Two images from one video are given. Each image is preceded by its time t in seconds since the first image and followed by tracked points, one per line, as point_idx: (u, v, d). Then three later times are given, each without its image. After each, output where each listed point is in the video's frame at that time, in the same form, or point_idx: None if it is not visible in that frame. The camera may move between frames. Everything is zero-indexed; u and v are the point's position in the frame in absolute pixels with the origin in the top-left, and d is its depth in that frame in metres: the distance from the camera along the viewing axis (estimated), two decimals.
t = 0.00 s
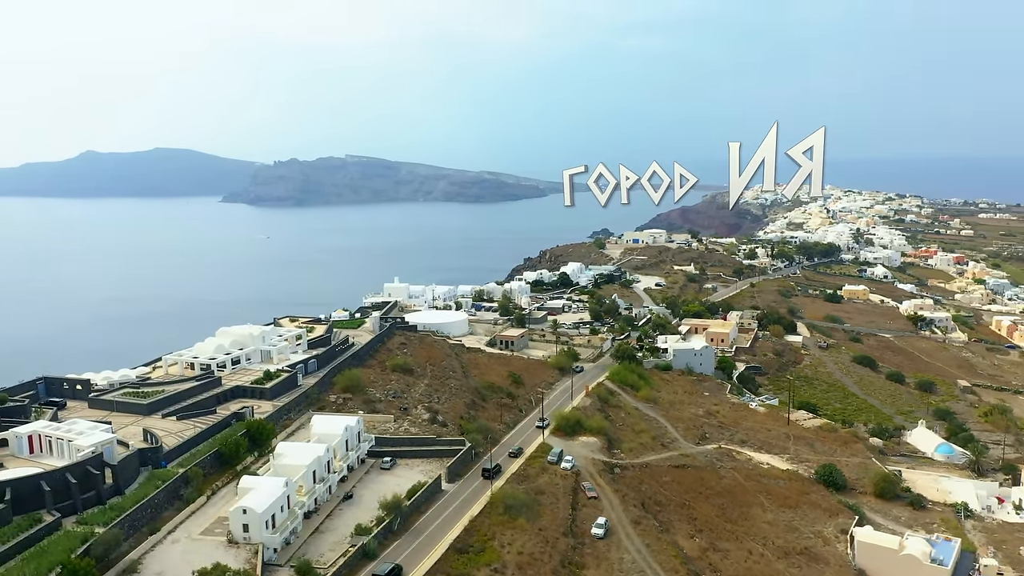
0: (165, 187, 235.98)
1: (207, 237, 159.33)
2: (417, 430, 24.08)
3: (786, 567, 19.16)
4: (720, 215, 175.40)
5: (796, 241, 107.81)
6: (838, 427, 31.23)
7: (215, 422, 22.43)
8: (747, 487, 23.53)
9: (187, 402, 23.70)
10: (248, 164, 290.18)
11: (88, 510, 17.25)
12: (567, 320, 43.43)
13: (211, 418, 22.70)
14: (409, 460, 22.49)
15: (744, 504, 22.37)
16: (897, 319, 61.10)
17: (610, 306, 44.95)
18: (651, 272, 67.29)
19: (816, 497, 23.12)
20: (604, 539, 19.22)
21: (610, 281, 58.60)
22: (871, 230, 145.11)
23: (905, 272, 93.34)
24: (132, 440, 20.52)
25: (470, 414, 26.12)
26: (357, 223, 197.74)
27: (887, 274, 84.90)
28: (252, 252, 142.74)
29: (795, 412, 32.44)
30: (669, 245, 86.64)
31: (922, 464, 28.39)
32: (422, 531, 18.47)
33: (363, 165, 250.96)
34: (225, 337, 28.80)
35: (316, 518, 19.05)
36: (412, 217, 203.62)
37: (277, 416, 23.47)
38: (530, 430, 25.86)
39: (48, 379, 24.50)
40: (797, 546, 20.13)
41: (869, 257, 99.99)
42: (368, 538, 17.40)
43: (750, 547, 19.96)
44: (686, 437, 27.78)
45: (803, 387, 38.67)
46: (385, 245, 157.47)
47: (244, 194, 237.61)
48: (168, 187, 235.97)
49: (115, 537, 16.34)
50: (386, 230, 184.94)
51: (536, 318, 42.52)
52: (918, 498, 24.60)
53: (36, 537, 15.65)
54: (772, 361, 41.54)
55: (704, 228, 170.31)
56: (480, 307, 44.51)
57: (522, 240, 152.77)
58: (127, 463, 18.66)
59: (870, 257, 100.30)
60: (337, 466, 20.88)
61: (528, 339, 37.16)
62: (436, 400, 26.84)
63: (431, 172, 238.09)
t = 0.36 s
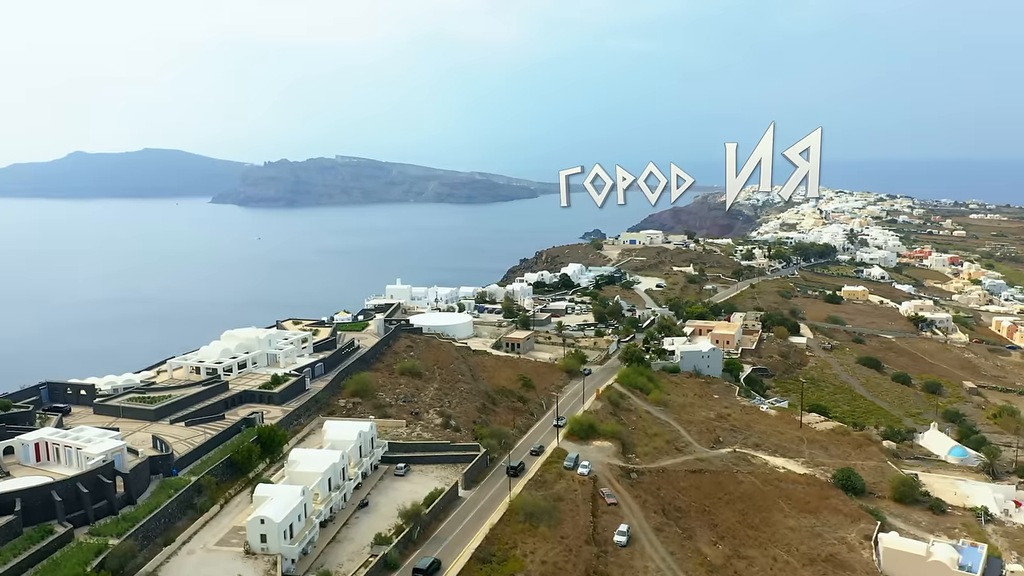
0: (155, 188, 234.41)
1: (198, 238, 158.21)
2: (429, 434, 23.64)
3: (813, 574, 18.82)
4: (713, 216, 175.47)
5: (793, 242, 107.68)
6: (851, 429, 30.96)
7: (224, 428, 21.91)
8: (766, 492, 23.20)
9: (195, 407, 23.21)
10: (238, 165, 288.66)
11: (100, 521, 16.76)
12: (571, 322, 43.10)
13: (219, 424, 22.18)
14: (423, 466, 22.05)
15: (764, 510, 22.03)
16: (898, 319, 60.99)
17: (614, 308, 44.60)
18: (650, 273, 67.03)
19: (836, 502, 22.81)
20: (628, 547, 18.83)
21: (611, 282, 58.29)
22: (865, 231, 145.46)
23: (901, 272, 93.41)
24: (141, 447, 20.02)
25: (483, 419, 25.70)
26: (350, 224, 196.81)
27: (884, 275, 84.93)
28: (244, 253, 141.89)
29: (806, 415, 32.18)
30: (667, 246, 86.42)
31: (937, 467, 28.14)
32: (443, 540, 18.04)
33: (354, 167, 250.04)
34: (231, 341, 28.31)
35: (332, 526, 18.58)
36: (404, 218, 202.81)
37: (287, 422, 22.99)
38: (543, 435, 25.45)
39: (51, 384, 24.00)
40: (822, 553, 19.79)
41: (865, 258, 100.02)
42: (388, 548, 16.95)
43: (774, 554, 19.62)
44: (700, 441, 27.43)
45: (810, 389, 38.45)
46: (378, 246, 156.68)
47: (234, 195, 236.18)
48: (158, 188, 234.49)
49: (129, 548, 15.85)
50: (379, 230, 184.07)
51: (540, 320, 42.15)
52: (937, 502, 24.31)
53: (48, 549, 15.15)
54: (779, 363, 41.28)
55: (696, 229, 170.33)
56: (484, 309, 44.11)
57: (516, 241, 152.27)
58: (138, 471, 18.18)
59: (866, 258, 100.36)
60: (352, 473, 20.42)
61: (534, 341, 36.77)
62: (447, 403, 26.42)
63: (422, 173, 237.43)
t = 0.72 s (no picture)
0: (143, 188, 232.49)
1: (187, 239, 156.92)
2: (443, 440, 23.18)
3: None
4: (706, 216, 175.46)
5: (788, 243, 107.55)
6: (863, 432, 30.69)
7: (235, 435, 21.37)
8: (786, 497, 22.86)
9: (203, 413, 22.67)
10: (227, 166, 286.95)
11: (113, 532, 16.23)
12: (576, 324, 42.71)
13: (229, 431, 21.65)
14: (438, 472, 21.59)
15: (785, 516, 21.69)
16: (898, 320, 60.89)
17: (618, 310, 44.23)
18: (650, 275, 66.69)
19: (857, 507, 22.48)
20: (652, 555, 18.44)
21: (611, 283, 57.95)
22: (858, 231, 145.81)
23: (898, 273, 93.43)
24: (151, 455, 19.48)
25: (495, 424, 25.26)
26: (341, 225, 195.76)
27: (881, 275, 84.96)
28: (235, 254, 140.79)
29: (817, 418, 31.90)
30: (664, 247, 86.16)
31: (952, 470, 27.88)
32: (465, 549, 17.58)
33: (344, 168, 249.01)
34: (236, 345, 27.77)
35: (350, 535, 18.09)
36: (396, 219, 201.97)
37: (298, 427, 22.50)
38: (557, 440, 25.01)
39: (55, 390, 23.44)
40: (847, 559, 19.46)
41: (861, 258, 100.04)
42: (410, 559, 16.48)
43: (799, 561, 19.27)
44: (714, 445, 27.07)
45: (818, 391, 38.19)
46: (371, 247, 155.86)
47: (223, 195, 234.51)
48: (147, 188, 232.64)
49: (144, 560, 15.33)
50: (370, 231, 183.09)
51: (544, 322, 41.75)
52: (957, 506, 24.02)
53: (62, 561, 14.63)
54: (785, 365, 41.03)
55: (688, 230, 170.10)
56: (487, 311, 43.67)
57: (509, 242, 151.74)
58: (150, 480, 17.65)
59: (862, 258, 100.34)
60: (367, 481, 19.94)
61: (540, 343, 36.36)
62: (458, 408, 25.97)
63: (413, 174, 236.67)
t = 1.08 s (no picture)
0: (124, 188, 229.71)
1: (169, 241, 155.07)
2: (450, 446, 22.70)
3: None
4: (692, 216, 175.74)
5: (776, 243, 107.77)
6: (868, 434, 30.53)
7: (238, 442, 20.79)
8: (798, 501, 22.57)
9: (204, 419, 22.08)
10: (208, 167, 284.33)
11: (118, 545, 15.65)
12: (573, 325, 42.35)
13: (231, 438, 21.05)
14: (447, 479, 21.12)
15: (800, 521, 21.42)
16: (890, 320, 61.01)
17: (615, 312, 43.89)
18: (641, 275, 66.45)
19: (870, 511, 22.23)
20: (670, 563, 18.07)
21: (605, 284, 57.64)
22: (844, 231, 146.60)
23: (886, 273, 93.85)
24: (152, 464, 18.86)
25: (502, 429, 24.83)
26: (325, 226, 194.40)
27: (870, 275, 85.31)
28: (218, 256, 139.30)
29: (821, 420, 31.69)
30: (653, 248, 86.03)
31: (958, 472, 27.76)
32: (481, 559, 17.15)
33: (327, 169, 247.43)
34: (234, 349, 27.17)
35: (361, 544, 17.60)
36: (381, 220, 200.87)
37: (302, 434, 21.95)
38: (565, 444, 24.61)
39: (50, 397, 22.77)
40: (865, 565, 19.20)
41: (848, 258, 100.45)
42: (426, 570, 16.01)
43: (818, 568, 18.99)
44: (721, 449, 26.77)
45: (817, 392, 38.05)
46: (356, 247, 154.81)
47: (203, 196, 232.15)
48: (127, 189, 229.86)
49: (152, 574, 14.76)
50: (354, 232, 181.81)
51: (542, 324, 41.36)
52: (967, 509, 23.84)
53: None
54: (784, 366, 40.89)
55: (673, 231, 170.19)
56: (483, 313, 43.21)
57: (495, 242, 151.21)
58: (155, 491, 17.06)
59: (850, 258, 100.73)
60: (377, 489, 19.45)
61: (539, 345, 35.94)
62: (463, 413, 25.52)
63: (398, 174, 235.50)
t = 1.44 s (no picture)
0: (99, 188, 226.25)
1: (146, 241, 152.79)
2: (454, 453, 22.21)
3: None
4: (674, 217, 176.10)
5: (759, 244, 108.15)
6: (868, 436, 30.41)
7: (238, 451, 20.16)
8: (807, 505, 22.33)
9: (202, 427, 21.44)
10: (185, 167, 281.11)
11: (121, 560, 15.04)
12: (567, 327, 41.96)
13: (231, 447, 20.43)
14: (453, 486, 20.64)
15: (811, 526, 21.18)
16: (877, 321, 61.22)
17: (609, 313, 43.56)
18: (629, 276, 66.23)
19: (880, 514, 22.02)
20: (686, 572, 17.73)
21: (595, 285, 57.31)
22: (825, 231, 147.59)
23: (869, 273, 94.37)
24: (151, 475, 18.22)
25: (505, 434, 24.38)
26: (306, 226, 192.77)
27: (854, 276, 85.77)
28: (196, 256, 137.44)
29: (821, 422, 31.52)
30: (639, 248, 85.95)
31: (961, 473, 27.67)
32: (495, 570, 16.70)
33: (306, 170, 245.44)
34: (228, 353, 26.49)
35: (371, 555, 17.09)
36: (361, 220, 199.45)
37: (302, 441, 21.37)
38: (570, 449, 24.23)
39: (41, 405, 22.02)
40: (881, 570, 18.99)
41: (832, 258, 100.97)
42: None
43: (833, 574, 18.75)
44: (726, 452, 26.50)
45: (813, 393, 37.93)
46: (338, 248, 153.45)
47: (180, 196, 229.31)
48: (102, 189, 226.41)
49: None
50: (334, 233, 180.28)
51: (536, 326, 40.93)
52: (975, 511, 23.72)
53: None
54: (779, 368, 40.76)
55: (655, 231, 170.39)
56: (476, 315, 42.70)
57: (477, 243, 150.62)
58: (157, 504, 16.45)
59: (834, 258, 101.22)
60: (384, 497, 18.94)
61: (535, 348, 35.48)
62: (465, 418, 25.05)
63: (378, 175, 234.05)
